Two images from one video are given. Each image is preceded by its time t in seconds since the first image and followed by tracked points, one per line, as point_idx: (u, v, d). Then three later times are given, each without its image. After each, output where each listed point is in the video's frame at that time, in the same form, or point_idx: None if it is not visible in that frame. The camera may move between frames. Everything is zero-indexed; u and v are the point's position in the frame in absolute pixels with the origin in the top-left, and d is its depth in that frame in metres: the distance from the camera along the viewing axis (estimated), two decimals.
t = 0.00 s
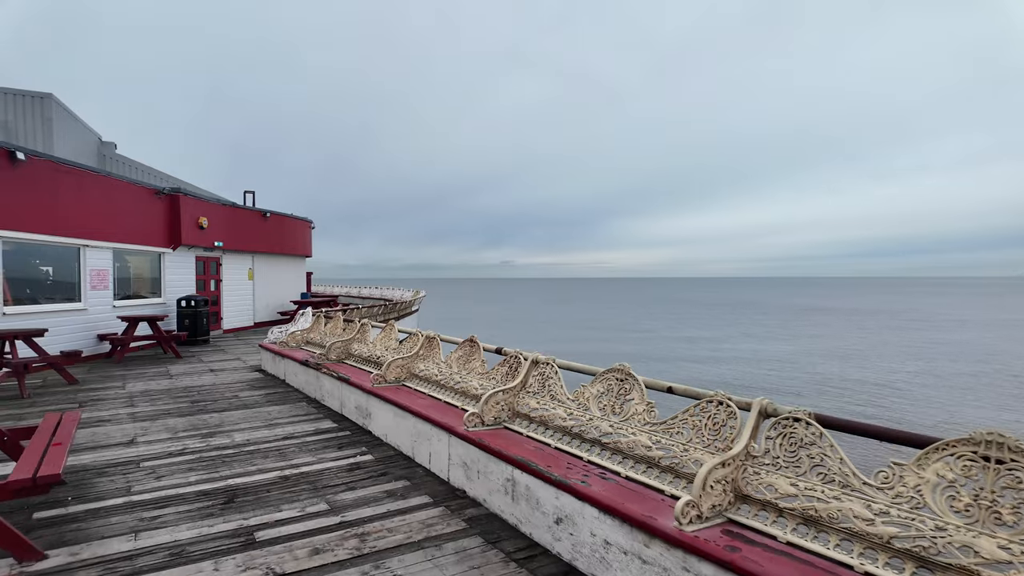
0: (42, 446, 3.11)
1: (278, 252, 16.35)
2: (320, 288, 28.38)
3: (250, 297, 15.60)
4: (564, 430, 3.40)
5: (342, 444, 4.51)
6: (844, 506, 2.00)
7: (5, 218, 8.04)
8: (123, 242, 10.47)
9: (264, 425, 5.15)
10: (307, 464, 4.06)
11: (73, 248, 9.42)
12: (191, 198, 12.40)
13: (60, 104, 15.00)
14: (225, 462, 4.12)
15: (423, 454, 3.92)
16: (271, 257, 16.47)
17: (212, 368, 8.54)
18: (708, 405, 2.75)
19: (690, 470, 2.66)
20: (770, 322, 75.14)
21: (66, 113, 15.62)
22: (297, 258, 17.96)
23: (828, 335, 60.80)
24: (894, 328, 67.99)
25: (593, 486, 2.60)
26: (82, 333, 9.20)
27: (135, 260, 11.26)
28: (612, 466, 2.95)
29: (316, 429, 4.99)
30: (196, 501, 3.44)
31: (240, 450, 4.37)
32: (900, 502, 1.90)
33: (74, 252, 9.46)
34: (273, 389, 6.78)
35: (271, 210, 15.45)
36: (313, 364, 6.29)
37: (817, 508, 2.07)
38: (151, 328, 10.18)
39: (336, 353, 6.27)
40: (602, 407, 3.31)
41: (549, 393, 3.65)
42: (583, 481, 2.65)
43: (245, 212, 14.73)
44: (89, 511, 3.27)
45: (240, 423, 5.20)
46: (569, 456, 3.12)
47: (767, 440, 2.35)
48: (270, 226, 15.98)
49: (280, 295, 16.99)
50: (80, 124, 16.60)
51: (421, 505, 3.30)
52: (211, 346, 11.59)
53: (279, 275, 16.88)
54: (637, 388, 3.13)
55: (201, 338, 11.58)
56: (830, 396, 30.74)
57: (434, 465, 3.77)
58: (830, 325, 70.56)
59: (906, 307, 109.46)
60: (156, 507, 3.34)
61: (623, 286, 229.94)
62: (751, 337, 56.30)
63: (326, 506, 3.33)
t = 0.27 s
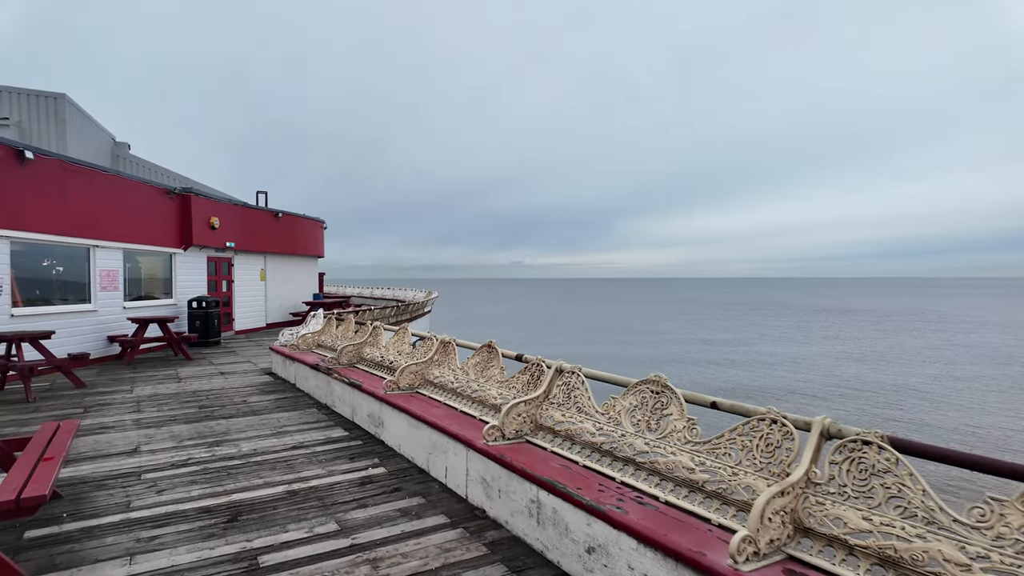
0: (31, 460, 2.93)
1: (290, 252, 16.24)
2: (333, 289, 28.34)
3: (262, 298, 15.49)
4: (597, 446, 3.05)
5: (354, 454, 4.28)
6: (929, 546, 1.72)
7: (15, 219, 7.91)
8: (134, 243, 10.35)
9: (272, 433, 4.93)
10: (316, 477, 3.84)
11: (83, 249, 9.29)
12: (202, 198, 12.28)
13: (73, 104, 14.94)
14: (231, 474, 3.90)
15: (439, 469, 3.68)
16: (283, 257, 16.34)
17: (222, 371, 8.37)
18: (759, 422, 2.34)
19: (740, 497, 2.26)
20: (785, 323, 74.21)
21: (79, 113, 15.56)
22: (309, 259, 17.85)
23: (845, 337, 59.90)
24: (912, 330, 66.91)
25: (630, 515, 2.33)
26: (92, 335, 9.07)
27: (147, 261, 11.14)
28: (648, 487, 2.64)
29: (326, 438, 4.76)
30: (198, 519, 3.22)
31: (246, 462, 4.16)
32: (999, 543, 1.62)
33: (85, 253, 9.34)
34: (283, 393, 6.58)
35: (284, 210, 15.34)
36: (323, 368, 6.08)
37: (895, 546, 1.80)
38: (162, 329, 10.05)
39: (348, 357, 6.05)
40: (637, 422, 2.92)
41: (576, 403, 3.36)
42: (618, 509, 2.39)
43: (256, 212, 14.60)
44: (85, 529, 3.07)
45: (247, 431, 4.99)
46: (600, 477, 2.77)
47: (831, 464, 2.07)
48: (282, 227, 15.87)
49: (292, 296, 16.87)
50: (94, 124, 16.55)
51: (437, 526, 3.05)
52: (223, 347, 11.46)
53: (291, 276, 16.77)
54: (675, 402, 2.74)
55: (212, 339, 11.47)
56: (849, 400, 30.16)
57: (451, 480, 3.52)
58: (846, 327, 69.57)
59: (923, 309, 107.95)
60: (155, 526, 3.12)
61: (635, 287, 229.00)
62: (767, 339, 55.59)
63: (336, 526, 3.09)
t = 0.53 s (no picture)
0: (15, 478, 2.72)
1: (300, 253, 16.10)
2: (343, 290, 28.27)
3: (272, 299, 15.35)
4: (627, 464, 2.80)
5: (363, 466, 4.05)
6: None
7: (20, 220, 7.77)
8: (142, 243, 10.21)
9: (278, 442, 4.71)
10: (322, 492, 3.59)
11: (90, 249, 9.16)
12: (211, 198, 12.14)
13: (84, 105, 14.87)
14: (233, 488, 3.67)
15: (453, 485, 3.43)
16: (293, 258, 16.20)
17: (228, 374, 8.17)
18: (817, 443, 2.05)
19: (797, 529, 1.98)
20: (799, 326, 73.34)
21: (90, 114, 15.50)
22: (319, 259, 17.71)
23: (860, 339, 59.06)
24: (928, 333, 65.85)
25: (671, 547, 2.07)
26: (98, 337, 8.93)
27: (155, 262, 11.00)
28: (686, 511, 2.36)
29: (334, 448, 4.53)
30: (196, 538, 3.00)
31: (250, 474, 3.93)
32: None
33: (92, 254, 9.21)
34: (291, 398, 6.37)
35: (293, 210, 15.18)
36: (331, 373, 5.86)
37: None
38: (169, 331, 9.89)
39: (356, 362, 5.83)
40: (672, 439, 2.66)
41: (601, 415, 3.13)
42: (656, 539, 2.13)
43: (266, 213, 14.46)
44: (72, 552, 2.84)
45: (252, 440, 4.77)
46: (633, 501, 2.49)
47: (906, 496, 1.79)
48: (291, 227, 15.72)
49: (301, 298, 16.72)
50: (105, 125, 16.49)
51: (453, 549, 2.80)
52: (231, 349, 11.30)
53: (301, 276, 16.63)
54: (716, 418, 2.46)
55: (221, 341, 11.32)
56: (867, 404, 29.59)
57: (467, 498, 3.27)
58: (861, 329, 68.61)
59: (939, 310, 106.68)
60: (150, 547, 2.90)
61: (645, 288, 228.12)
62: (780, 342, 54.91)
63: (342, 549, 2.85)
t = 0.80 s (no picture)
0: None
1: (310, 252, 15.92)
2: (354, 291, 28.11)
3: (281, 298, 15.18)
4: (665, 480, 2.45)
5: (371, 476, 3.79)
6: None
7: (24, 217, 7.61)
8: (148, 242, 10.05)
9: (282, 448, 4.46)
10: (327, 504, 3.34)
11: (96, 248, 8.99)
12: (219, 196, 11.98)
13: (93, 103, 14.77)
14: (232, 499, 3.43)
15: (468, 498, 3.18)
16: (302, 257, 16.02)
17: (235, 375, 7.96)
18: (894, 462, 1.77)
19: (873, 563, 1.71)
20: (813, 327, 72.44)
21: (100, 112, 15.41)
22: (330, 258, 17.53)
23: (876, 341, 58.16)
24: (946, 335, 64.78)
25: None
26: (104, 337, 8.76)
27: (162, 261, 10.84)
28: (735, 536, 2.09)
29: (341, 455, 4.28)
30: (190, 557, 2.75)
31: (251, 484, 3.68)
32: None
33: (98, 252, 9.04)
34: (298, 401, 6.13)
35: (303, 209, 15.01)
36: (339, 374, 5.62)
37: None
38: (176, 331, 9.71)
39: (366, 363, 5.58)
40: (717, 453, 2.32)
41: (632, 424, 2.77)
42: (705, 570, 1.85)
43: (276, 211, 14.29)
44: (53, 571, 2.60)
45: (256, 445, 4.53)
46: (673, 523, 2.22)
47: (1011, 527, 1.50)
48: (302, 226, 15.55)
49: (311, 297, 16.54)
50: (115, 124, 16.40)
51: (470, 572, 2.54)
52: (239, 350, 11.12)
53: (311, 276, 16.45)
54: (770, 431, 2.09)
55: (229, 341, 11.14)
56: (886, 408, 28.99)
57: (484, 513, 3.01)
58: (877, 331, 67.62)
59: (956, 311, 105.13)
60: (139, 567, 2.65)
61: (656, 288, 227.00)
62: (795, 344, 54.18)
63: (348, 570, 2.59)
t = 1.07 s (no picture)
0: None
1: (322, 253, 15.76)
2: (367, 292, 27.97)
3: (293, 300, 15.02)
4: (719, 515, 2.17)
5: (385, 494, 3.54)
6: None
7: (31, 218, 7.46)
8: (158, 243, 9.90)
9: (291, 462, 4.24)
10: (337, 527, 3.10)
11: (105, 249, 8.85)
12: (231, 196, 11.84)
13: (106, 104, 14.71)
14: (235, 521, 3.20)
15: (490, 524, 2.92)
16: (314, 258, 15.85)
17: (245, 380, 7.76)
18: (1007, 507, 1.49)
19: None
20: (830, 328, 71.38)
21: (113, 112, 15.34)
22: (342, 259, 17.37)
23: (895, 344, 57.15)
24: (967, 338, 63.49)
25: None
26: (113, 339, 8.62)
27: (173, 262, 10.69)
28: None
29: (353, 470, 4.04)
30: None
31: (257, 502, 3.45)
32: None
33: (107, 253, 8.90)
34: (308, 408, 5.91)
35: (315, 209, 14.85)
36: (351, 382, 5.38)
37: None
38: (185, 333, 9.55)
39: (378, 370, 5.34)
40: (779, 486, 2.04)
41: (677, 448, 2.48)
42: None
43: (287, 212, 14.14)
44: None
45: (263, 458, 4.30)
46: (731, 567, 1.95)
47: None
48: (314, 226, 15.39)
49: (323, 298, 16.37)
50: (127, 124, 16.33)
51: None
52: (250, 352, 10.94)
53: (323, 277, 16.29)
54: (844, 462, 1.82)
55: (240, 343, 10.98)
56: (908, 413, 28.30)
57: (507, 541, 2.76)
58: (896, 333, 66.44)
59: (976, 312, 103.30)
60: None
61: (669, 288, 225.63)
62: (812, 346, 53.35)
63: None
